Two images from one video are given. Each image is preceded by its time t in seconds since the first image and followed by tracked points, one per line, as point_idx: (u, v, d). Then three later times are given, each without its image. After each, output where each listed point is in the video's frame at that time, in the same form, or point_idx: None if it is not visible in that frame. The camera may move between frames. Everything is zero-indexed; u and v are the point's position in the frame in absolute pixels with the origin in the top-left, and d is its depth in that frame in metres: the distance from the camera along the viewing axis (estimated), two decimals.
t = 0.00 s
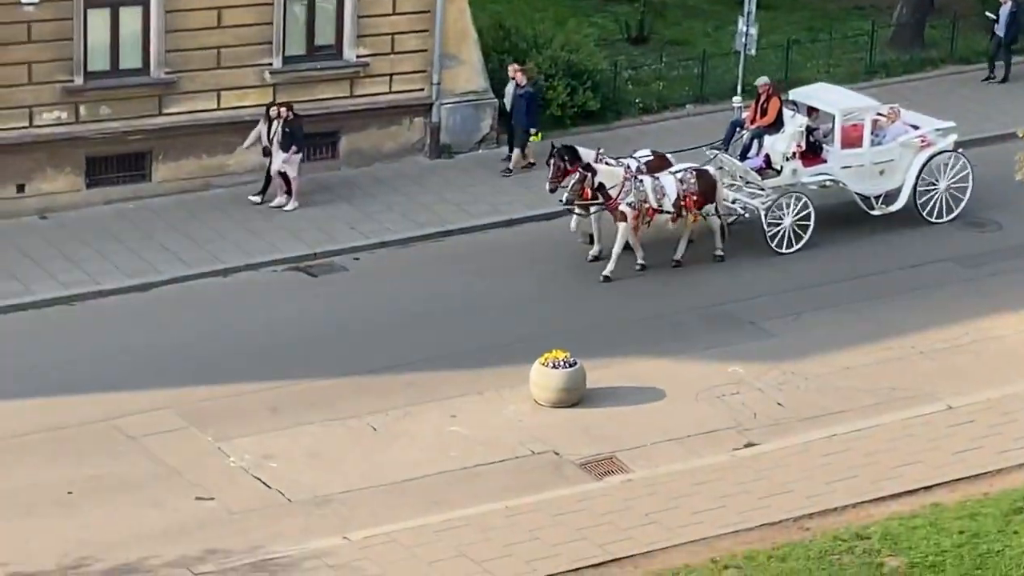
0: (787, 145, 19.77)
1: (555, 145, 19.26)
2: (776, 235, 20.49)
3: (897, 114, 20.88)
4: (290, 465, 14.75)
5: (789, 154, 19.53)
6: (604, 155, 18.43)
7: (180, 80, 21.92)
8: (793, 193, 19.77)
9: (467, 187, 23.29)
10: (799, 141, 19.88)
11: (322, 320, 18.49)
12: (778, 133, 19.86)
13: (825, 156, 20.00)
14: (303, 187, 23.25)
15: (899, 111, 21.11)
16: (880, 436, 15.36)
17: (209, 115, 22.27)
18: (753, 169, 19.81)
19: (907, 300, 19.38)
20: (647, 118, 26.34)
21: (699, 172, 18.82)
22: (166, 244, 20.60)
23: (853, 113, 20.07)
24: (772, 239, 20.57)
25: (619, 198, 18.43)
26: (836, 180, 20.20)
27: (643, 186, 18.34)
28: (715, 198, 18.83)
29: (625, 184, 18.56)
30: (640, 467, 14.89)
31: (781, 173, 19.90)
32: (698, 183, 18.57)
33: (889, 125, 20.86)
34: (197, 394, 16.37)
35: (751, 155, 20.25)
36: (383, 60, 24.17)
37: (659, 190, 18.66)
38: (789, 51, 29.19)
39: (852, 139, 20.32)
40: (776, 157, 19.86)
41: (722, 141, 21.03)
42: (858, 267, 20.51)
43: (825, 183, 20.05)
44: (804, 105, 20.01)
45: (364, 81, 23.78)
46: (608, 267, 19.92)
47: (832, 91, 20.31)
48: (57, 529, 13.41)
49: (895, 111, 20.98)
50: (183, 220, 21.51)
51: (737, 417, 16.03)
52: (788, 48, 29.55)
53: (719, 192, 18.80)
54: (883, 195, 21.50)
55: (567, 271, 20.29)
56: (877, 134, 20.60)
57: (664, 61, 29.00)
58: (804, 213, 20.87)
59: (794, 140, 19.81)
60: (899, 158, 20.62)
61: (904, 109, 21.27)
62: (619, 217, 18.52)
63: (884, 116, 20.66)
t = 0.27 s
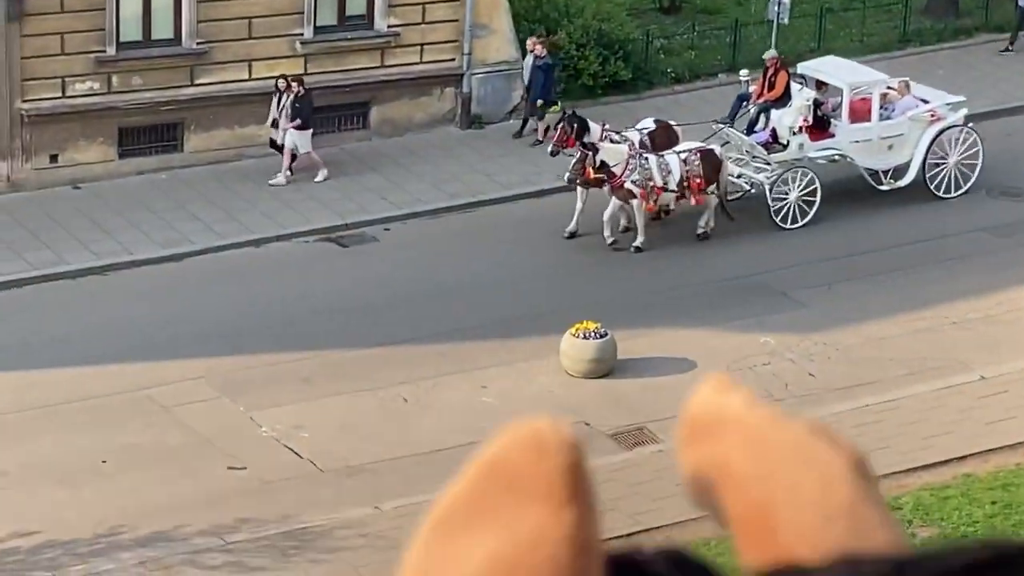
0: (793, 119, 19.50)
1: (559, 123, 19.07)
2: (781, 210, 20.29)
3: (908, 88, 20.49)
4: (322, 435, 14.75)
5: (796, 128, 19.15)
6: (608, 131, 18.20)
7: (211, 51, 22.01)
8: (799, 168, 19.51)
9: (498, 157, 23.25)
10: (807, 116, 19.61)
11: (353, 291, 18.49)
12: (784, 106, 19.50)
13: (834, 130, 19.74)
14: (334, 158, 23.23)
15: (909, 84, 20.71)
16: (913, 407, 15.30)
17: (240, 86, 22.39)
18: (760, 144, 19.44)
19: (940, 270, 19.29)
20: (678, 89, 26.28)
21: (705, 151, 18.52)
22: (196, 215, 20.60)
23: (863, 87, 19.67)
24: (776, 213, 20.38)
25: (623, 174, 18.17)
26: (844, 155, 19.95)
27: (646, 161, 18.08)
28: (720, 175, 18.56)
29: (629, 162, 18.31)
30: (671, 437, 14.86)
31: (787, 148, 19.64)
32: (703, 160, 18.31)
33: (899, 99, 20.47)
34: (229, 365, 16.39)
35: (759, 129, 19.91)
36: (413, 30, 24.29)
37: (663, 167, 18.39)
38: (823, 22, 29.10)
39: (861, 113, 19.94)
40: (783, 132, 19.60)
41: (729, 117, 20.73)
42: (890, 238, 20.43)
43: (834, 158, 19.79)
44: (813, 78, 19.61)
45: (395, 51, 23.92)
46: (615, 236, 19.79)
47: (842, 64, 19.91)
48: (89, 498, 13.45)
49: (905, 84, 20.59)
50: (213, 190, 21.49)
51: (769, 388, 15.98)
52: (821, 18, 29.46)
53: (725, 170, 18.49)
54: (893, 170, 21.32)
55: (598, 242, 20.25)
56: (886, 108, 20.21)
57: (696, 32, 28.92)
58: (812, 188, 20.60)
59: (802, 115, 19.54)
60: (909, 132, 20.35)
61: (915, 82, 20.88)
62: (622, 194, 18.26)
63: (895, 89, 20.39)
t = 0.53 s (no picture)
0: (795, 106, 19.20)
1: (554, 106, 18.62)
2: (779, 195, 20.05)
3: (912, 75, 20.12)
4: (346, 418, 14.66)
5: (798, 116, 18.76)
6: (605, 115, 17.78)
7: (234, 33, 22.12)
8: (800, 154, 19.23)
9: (523, 140, 23.14)
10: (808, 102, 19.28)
11: (378, 275, 18.38)
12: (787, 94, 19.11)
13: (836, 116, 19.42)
14: (360, 141, 23.15)
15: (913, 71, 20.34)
16: (942, 390, 15.17)
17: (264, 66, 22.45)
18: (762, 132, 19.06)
19: (968, 253, 19.14)
20: (706, 71, 26.15)
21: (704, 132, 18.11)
22: (222, 197, 20.54)
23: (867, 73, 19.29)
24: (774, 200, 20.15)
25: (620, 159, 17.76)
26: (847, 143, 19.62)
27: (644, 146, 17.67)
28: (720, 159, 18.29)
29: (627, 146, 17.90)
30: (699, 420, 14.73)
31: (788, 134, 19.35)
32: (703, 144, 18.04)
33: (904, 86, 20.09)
34: (252, 349, 16.29)
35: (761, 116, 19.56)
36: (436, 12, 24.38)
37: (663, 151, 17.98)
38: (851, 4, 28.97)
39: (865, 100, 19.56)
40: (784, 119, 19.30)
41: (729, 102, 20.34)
42: (918, 222, 20.28)
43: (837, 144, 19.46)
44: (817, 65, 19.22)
45: (420, 33, 23.98)
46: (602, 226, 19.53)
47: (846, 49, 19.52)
48: (112, 482, 13.35)
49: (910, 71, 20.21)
50: (239, 173, 21.43)
51: (797, 371, 15.86)
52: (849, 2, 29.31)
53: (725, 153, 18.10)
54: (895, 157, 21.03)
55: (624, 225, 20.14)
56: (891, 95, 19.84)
57: (725, 14, 28.80)
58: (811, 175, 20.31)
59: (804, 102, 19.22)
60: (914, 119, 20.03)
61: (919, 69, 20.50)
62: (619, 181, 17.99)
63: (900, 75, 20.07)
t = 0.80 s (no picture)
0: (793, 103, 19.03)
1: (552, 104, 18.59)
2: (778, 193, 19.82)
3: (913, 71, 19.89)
4: (373, 414, 14.61)
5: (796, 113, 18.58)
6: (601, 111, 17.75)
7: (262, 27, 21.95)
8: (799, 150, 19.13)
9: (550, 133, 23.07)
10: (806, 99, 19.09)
11: (404, 267, 18.39)
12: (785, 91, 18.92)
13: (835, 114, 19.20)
14: (388, 134, 23.12)
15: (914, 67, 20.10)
16: (973, 381, 15.07)
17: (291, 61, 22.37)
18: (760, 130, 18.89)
19: (997, 245, 19.03)
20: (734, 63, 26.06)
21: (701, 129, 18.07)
22: (249, 190, 20.53)
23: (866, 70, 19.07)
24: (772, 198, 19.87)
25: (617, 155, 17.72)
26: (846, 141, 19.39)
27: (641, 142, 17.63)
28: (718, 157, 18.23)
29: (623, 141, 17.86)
30: (728, 414, 14.65)
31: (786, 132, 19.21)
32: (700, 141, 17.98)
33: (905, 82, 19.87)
34: (280, 342, 16.31)
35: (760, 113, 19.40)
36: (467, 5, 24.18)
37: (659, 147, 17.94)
38: None
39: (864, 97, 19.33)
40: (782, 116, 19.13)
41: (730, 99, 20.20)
42: (947, 215, 20.18)
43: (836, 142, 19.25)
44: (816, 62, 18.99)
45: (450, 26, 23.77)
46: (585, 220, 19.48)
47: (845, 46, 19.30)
48: (138, 475, 13.39)
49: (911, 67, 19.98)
50: (267, 167, 21.42)
51: (825, 364, 15.77)
52: None
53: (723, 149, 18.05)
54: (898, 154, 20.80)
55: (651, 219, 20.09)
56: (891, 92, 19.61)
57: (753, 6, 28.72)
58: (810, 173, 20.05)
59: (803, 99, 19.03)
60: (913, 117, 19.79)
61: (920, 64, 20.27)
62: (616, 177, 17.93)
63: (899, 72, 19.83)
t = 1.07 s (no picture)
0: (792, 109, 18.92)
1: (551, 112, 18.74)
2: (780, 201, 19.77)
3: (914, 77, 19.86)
4: (403, 413, 14.74)
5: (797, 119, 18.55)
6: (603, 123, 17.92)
7: (293, 28, 22.09)
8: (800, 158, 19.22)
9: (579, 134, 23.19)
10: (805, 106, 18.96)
11: (433, 267, 18.50)
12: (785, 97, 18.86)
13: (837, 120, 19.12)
14: (417, 136, 23.26)
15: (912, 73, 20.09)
16: (999, 382, 15.17)
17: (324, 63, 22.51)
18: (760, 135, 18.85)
19: None
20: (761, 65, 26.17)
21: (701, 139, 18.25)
22: (280, 191, 20.69)
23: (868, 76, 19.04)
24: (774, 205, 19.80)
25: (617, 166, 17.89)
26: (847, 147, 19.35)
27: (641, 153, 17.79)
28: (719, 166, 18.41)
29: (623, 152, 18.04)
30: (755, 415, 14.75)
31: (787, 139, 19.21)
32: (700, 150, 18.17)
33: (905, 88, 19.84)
34: (309, 342, 16.40)
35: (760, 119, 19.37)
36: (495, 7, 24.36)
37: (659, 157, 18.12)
38: None
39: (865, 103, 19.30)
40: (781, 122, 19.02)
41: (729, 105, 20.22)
42: (973, 217, 20.26)
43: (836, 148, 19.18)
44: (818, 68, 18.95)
45: (478, 27, 23.97)
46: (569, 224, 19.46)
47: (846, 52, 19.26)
48: (171, 475, 13.49)
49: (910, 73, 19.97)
50: (298, 168, 21.57)
51: (852, 364, 15.87)
52: None
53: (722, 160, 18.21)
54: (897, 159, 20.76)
55: (679, 220, 20.20)
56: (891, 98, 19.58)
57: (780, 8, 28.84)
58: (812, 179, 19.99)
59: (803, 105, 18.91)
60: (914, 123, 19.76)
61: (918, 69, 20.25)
62: (616, 187, 18.15)
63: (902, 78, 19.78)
